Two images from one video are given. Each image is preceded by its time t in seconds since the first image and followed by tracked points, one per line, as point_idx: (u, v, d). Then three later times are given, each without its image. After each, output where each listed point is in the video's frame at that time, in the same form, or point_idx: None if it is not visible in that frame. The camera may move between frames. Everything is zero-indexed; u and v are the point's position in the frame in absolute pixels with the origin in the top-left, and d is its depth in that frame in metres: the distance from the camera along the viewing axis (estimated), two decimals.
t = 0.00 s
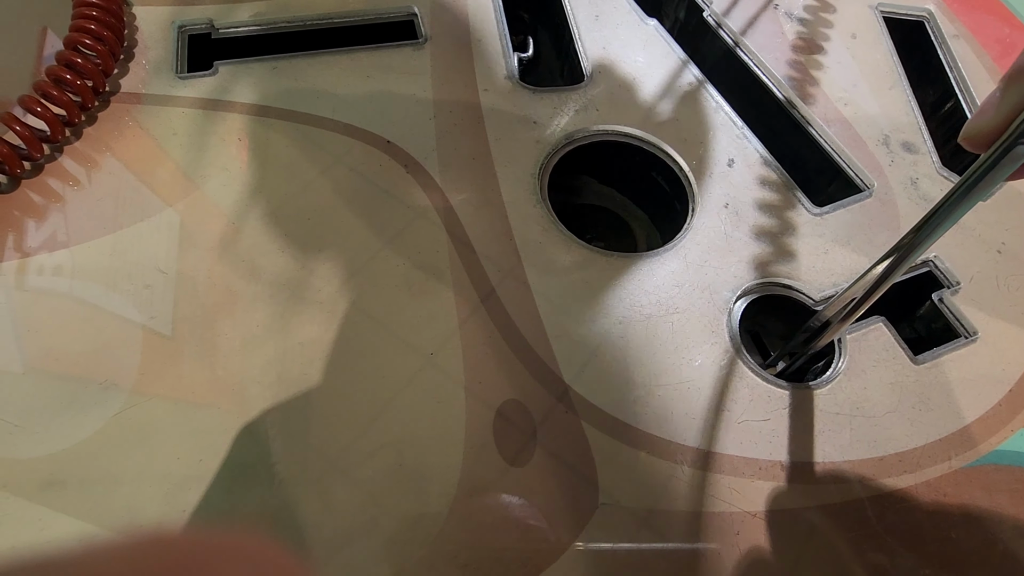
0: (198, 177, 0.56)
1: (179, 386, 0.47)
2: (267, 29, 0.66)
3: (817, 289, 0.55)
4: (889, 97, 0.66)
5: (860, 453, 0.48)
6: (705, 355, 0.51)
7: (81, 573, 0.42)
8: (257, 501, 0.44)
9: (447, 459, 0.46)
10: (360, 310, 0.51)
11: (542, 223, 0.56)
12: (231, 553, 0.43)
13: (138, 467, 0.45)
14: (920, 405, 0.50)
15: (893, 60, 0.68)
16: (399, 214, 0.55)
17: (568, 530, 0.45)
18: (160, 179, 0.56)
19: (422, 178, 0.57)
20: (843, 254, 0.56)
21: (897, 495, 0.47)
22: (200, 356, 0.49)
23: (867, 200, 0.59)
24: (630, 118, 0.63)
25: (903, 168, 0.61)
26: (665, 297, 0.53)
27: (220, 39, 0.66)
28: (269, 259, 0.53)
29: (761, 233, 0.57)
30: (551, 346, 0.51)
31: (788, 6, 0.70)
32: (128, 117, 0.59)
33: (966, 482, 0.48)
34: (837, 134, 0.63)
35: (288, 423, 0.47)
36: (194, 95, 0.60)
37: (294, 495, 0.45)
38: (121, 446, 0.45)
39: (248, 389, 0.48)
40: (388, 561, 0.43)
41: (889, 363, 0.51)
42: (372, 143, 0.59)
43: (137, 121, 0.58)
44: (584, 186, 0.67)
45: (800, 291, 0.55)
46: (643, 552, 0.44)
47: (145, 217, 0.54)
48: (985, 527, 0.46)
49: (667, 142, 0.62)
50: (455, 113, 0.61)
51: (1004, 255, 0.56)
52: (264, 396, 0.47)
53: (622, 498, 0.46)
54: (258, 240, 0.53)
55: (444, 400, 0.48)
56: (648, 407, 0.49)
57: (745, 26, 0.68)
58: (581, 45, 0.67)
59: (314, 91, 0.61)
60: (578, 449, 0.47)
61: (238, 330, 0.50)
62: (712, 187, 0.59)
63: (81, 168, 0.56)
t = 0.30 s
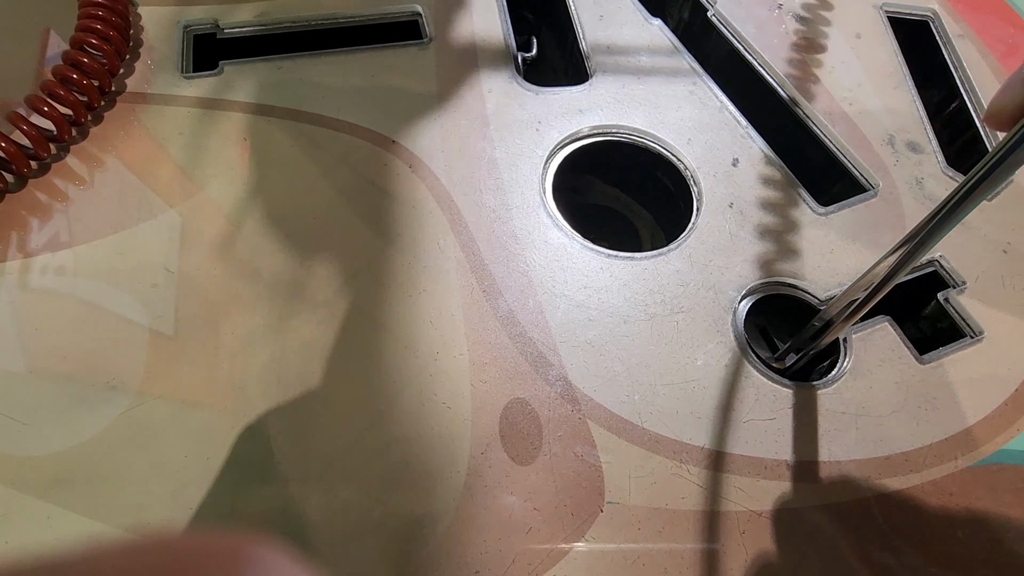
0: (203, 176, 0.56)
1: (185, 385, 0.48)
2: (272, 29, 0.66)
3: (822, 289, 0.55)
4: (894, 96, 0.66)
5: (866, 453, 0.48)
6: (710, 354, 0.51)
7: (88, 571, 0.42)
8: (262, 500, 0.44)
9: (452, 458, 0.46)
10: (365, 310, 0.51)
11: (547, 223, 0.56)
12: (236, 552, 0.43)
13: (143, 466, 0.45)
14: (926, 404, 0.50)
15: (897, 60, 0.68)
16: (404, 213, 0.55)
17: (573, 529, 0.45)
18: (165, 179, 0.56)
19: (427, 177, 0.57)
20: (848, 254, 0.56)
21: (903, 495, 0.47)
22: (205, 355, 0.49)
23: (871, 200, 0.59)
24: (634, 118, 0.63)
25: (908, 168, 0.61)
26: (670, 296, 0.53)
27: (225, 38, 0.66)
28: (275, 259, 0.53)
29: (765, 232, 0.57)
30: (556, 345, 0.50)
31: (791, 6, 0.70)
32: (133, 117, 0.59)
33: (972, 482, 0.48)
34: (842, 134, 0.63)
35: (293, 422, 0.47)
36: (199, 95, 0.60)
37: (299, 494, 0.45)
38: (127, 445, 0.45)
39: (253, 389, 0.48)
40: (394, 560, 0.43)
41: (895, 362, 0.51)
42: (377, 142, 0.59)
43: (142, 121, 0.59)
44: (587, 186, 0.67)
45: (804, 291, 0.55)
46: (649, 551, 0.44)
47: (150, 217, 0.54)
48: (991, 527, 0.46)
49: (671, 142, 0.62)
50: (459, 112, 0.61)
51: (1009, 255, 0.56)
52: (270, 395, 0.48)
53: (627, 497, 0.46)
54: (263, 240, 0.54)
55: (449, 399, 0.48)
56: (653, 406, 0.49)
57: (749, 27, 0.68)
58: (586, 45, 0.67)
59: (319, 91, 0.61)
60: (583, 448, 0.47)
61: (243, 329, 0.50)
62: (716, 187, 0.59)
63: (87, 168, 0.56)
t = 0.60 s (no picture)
0: (204, 177, 0.56)
1: (186, 384, 0.48)
2: (273, 30, 0.66)
3: (822, 289, 0.55)
4: (894, 97, 0.66)
5: (865, 454, 0.48)
6: (710, 354, 0.51)
7: (90, 569, 0.42)
8: (263, 499, 0.44)
9: (452, 458, 0.46)
10: (366, 309, 0.51)
11: (547, 223, 0.56)
12: (237, 551, 0.43)
13: (144, 465, 0.45)
14: (925, 405, 0.50)
15: (897, 61, 0.68)
16: (404, 213, 0.56)
17: (572, 529, 0.45)
18: (166, 179, 0.56)
19: (427, 177, 0.58)
20: (848, 254, 0.56)
21: (902, 495, 0.47)
22: (206, 355, 0.49)
23: (871, 200, 0.59)
24: (634, 119, 0.63)
25: (908, 169, 0.61)
26: (670, 296, 0.53)
27: (227, 40, 0.66)
28: (275, 259, 0.53)
29: (765, 232, 0.57)
30: (556, 345, 0.51)
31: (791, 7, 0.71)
32: (136, 118, 0.59)
33: (972, 482, 0.48)
34: (842, 135, 0.63)
35: (293, 422, 0.47)
36: (201, 95, 0.60)
37: (300, 494, 0.45)
38: (128, 444, 0.46)
39: (254, 388, 0.48)
40: (394, 559, 0.43)
41: (894, 362, 0.51)
42: (378, 143, 0.59)
43: (144, 122, 0.59)
44: (588, 187, 0.68)
45: (805, 291, 0.55)
46: (648, 551, 0.44)
47: (151, 218, 0.54)
48: (990, 527, 0.46)
49: (671, 142, 0.62)
50: (460, 113, 0.61)
51: (1009, 255, 0.56)
52: (270, 395, 0.48)
53: (627, 497, 0.46)
54: (264, 240, 0.54)
55: (448, 398, 0.48)
56: (653, 407, 0.49)
57: (749, 28, 0.69)
58: (588, 47, 0.67)
59: (320, 92, 0.61)
60: (583, 448, 0.47)
61: (244, 329, 0.50)
62: (716, 187, 0.59)
63: (89, 169, 0.56)
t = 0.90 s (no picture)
0: (203, 175, 0.56)
1: (183, 383, 0.48)
2: (272, 29, 0.66)
3: (822, 288, 0.55)
4: (895, 96, 0.66)
5: (866, 454, 0.48)
6: (709, 354, 0.51)
7: (86, 568, 0.42)
8: (260, 499, 0.44)
9: (450, 457, 0.46)
10: (365, 308, 0.51)
11: (546, 222, 0.56)
12: (233, 550, 0.43)
13: (141, 465, 0.45)
14: (926, 404, 0.50)
15: (898, 60, 0.68)
16: (403, 212, 0.55)
17: (570, 529, 0.44)
18: (165, 178, 0.56)
19: (426, 176, 0.57)
20: (849, 253, 0.56)
21: (903, 495, 0.47)
22: (204, 354, 0.49)
23: (872, 199, 0.59)
24: (634, 117, 0.63)
25: (909, 168, 0.61)
26: (670, 295, 0.53)
27: (225, 38, 0.66)
28: (274, 257, 0.53)
29: (766, 232, 0.56)
30: (555, 345, 0.50)
31: (792, 5, 0.71)
32: (135, 116, 0.59)
33: (973, 482, 0.48)
34: (842, 134, 0.63)
35: (291, 421, 0.47)
36: (199, 94, 0.60)
37: (296, 494, 0.45)
38: (124, 444, 0.45)
39: (251, 387, 0.48)
40: (391, 559, 0.43)
41: (895, 362, 0.51)
42: (377, 142, 0.59)
43: (143, 120, 0.59)
44: (589, 186, 0.67)
45: (805, 290, 0.54)
46: (647, 551, 0.44)
47: (149, 216, 0.54)
48: (991, 528, 0.46)
49: (671, 141, 0.61)
50: (459, 112, 0.61)
51: (1010, 255, 0.56)
52: (268, 394, 0.47)
53: (625, 497, 0.45)
54: (262, 238, 0.54)
55: (446, 398, 0.48)
56: (652, 406, 0.48)
57: (749, 27, 0.69)
58: (587, 46, 0.67)
59: (319, 90, 0.61)
60: (582, 448, 0.47)
61: (242, 327, 0.50)
62: (716, 186, 0.59)
63: (88, 167, 0.56)
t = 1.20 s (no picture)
0: (202, 176, 0.56)
1: (182, 385, 0.47)
2: (272, 30, 0.66)
3: (823, 290, 0.54)
4: (895, 98, 0.65)
5: (866, 457, 0.48)
6: (709, 356, 0.51)
7: (84, 571, 0.42)
8: (258, 502, 0.44)
9: (448, 460, 0.46)
10: (364, 310, 0.51)
11: (545, 224, 0.56)
12: (231, 553, 0.43)
13: (138, 467, 0.45)
14: (927, 407, 0.50)
15: (898, 62, 0.68)
16: (402, 214, 0.55)
17: (569, 532, 0.44)
18: (164, 179, 0.56)
19: (426, 178, 0.57)
20: (849, 256, 0.56)
21: (903, 499, 0.47)
22: (203, 356, 0.49)
23: (872, 201, 0.59)
24: (634, 119, 0.63)
25: (910, 170, 0.61)
26: (670, 298, 0.53)
27: (225, 40, 0.66)
28: (273, 259, 0.53)
29: (766, 234, 0.56)
30: (554, 347, 0.50)
31: (792, 8, 0.71)
32: (135, 117, 0.59)
33: (974, 486, 0.47)
34: (842, 135, 0.63)
35: (289, 423, 0.47)
36: (199, 95, 0.60)
37: (294, 496, 0.44)
38: (123, 446, 0.45)
39: (250, 389, 0.48)
40: (389, 562, 0.43)
41: (896, 365, 0.51)
42: (377, 143, 0.59)
43: (143, 122, 0.59)
44: (589, 187, 0.67)
45: (805, 292, 0.54)
46: (646, 555, 0.44)
47: (149, 218, 0.54)
48: (992, 532, 0.46)
49: (671, 143, 0.61)
50: (459, 114, 0.61)
51: (1011, 257, 0.56)
52: (266, 396, 0.47)
53: (625, 500, 0.45)
54: (261, 240, 0.54)
55: (446, 400, 0.48)
56: (651, 409, 0.48)
57: (749, 29, 0.69)
58: (587, 47, 0.67)
59: (319, 92, 0.61)
60: (580, 450, 0.47)
61: (241, 329, 0.50)
62: (716, 188, 0.59)
63: (88, 168, 0.56)
